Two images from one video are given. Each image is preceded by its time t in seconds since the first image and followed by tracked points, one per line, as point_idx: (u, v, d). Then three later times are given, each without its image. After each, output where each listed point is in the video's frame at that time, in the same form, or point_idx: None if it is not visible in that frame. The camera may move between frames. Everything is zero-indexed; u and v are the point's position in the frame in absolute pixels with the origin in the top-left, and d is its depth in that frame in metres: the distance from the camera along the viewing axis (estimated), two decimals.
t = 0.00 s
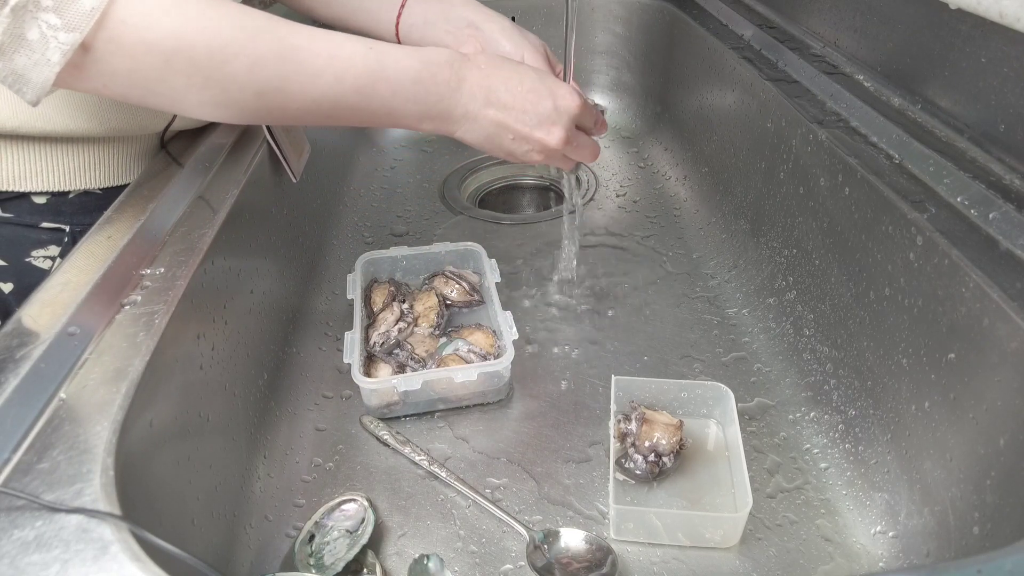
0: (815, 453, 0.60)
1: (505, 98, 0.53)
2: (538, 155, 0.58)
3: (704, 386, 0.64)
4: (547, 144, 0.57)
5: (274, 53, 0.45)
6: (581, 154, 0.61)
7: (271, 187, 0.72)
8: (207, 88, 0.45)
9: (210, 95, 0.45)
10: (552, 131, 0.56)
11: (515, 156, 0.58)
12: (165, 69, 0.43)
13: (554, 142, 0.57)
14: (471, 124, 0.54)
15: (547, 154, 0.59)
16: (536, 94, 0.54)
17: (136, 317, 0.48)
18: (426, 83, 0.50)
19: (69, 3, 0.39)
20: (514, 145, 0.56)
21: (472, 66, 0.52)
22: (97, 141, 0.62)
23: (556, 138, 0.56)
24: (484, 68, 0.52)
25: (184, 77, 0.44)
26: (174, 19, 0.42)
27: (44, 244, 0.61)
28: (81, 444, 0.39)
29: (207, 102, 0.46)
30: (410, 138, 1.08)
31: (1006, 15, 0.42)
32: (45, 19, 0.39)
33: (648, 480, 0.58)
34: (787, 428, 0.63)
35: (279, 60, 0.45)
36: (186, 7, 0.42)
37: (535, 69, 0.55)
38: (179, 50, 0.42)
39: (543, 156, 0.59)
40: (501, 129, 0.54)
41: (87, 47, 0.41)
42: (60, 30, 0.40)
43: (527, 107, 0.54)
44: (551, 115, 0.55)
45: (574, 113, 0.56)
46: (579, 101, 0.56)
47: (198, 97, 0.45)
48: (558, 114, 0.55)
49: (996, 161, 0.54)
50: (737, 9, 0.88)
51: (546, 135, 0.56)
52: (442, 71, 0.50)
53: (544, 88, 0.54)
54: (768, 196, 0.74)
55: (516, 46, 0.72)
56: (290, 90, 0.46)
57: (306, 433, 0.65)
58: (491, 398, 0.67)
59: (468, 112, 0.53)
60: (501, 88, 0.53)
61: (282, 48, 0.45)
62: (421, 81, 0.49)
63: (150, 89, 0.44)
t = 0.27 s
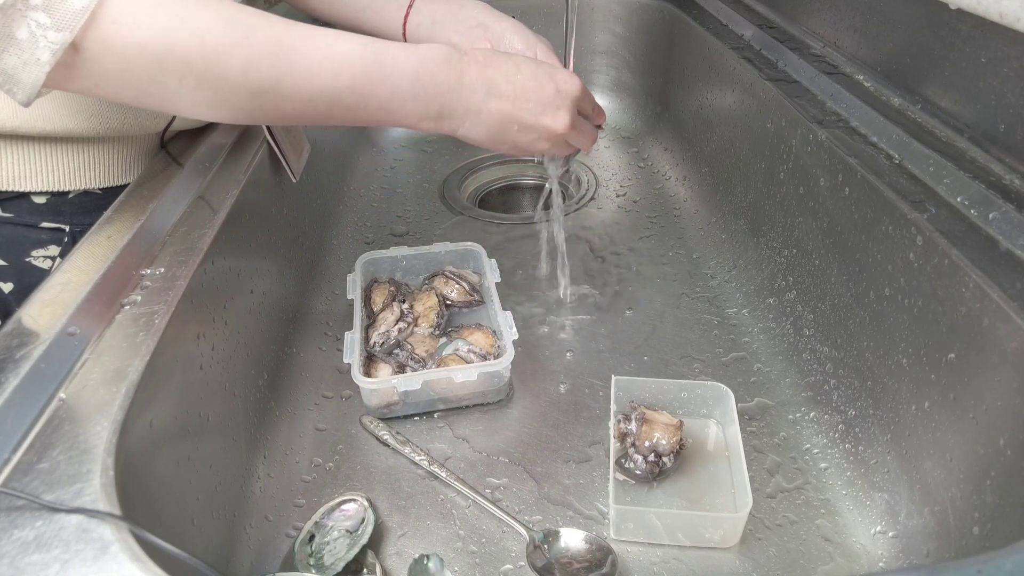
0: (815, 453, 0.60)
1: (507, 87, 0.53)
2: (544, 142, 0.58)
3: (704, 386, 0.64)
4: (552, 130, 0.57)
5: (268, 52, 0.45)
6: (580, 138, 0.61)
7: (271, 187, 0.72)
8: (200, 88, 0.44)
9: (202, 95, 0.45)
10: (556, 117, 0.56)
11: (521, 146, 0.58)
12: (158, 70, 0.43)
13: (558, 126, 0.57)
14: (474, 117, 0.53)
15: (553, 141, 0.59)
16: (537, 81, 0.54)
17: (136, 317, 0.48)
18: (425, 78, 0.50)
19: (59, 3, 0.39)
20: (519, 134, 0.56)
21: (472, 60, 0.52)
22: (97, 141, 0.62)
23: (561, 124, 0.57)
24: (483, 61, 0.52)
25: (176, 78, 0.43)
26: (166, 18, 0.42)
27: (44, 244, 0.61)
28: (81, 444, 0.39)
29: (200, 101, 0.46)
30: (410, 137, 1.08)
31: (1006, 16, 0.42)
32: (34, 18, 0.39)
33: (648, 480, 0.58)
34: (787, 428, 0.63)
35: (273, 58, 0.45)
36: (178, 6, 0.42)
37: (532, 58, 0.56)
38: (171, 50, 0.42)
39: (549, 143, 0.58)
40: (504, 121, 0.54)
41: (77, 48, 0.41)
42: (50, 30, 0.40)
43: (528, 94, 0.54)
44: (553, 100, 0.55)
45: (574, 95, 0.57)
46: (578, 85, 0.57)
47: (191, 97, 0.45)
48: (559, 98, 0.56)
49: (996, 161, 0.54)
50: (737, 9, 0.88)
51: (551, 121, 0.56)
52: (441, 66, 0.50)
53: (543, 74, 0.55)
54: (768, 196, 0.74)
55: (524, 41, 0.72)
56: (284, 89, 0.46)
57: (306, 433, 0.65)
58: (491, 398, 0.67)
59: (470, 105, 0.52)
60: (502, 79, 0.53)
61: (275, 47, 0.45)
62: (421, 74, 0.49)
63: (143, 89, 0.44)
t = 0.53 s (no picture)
0: (815, 453, 0.60)
1: (494, 78, 0.51)
2: (550, 123, 0.54)
3: (704, 386, 0.64)
4: (552, 104, 0.52)
5: (272, 49, 0.45)
6: (587, 115, 0.58)
7: (271, 187, 0.72)
8: (206, 86, 0.44)
9: (209, 92, 0.45)
10: (550, 91, 0.52)
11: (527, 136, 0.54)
12: (163, 67, 0.43)
13: (557, 100, 0.52)
14: (472, 113, 0.51)
15: (558, 118, 0.54)
16: (522, 65, 0.52)
17: (136, 317, 0.48)
18: (417, 78, 0.49)
19: (69, 2, 0.39)
20: (520, 120, 0.52)
21: (456, 65, 0.52)
22: (97, 142, 0.61)
23: (558, 97, 0.52)
24: (468, 64, 0.52)
25: (182, 75, 0.43)
26: (173, 14, 0.42)
27: (45, 244, 0.61)
28: (81, 444, 0.39)
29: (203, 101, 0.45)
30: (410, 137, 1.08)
31: (1006, 16, 0.42)
32: (43, 17, 0.39)
33: (648, 479, 0.58)
34: (787, 428, 0.63)
35: (277, 56, 0.45)
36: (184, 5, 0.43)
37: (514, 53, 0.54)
38: (178, 47, 0.42)
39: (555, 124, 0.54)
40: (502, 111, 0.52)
41: (85, 47, 0.41)
42: (58, 28, 0.40)
43: (517, 77, 0.51)
44: (544, 76, 0.52)
45: (563, 70, 0.53)
46: (564, 61, 0.54)
47: (196, 96, 0.45)
48: (549, 73, 0.52)
49: (995, 161, 0.54)
50: (737, 8, 0.88)
51: (549, 95, 0.52)
52: (430, 71, 0.50)
53: (527, 59, 0.52)
54: (768, 196, 0.74)
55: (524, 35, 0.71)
56: (289, 89, 0.46)
57: (306, 433, 0.65)
58: (491, 398, 0.67)
59: (465, 103, 0.51)
60: (488, 72, 0.51)
61: (279, 45, 0.45)
62: (412, 75, 0.49)
63: (148, 89, 0.44)
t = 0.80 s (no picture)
0: (815, 453, 0.60)
1: (498, 66, 0.52)
2: (562, 106, 0.55)
3: (704, 385, 0.64)
4: (561, 84, 0.54)
5: (280, 42, 0.45)
6: (592, 98, 0.59)
7: (271, 187, 0.72)
8: (215, 81, 0.44)
9: (218, 87, 0.44)
10: (556, 71, 0.53)
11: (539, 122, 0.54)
12: (172, 61, 0.42)
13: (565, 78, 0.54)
14: (484, 99, 0.51)
15: (569, 101, 0.56)
16: (526, 52, 0.53)
17: (136, 318, 0.48)
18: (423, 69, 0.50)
19: None
20: (532, 104, 0.53)
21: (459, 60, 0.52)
22: (96, 141, 0.61)
23: (565, 76, 0.54)
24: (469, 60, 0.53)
25: (191, 70, 0.43)
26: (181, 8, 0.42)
27: (46, 244, 0.61)
28: (81, 444, 0.39)
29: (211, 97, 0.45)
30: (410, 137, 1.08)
31: (1006, 16, 0.42)
32: (48, 13, 0.39)
33: (648, 480, 0.58)
34: (787, 428, 0.63)
35: (285, 49, 0.45)
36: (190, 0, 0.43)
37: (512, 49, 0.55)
38: (187, 39, 0.42)
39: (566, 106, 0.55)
40: (513, 96, 0.52)
41: (91, 43, 0.41)
42: (64, 24, 0.39)
43: (522, 63, 0.53)
44: (548, 60, 0.54)
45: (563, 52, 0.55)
46: (566, 45, 0.56)
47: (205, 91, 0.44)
48: (552, 56, 0.54)
49: (996, 161, 0.54)
50: (737, 8, 0.88)
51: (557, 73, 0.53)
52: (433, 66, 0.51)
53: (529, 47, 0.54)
54: (768, 196, 0.74)
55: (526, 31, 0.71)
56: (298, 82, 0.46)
57: (306, 433, 0.65)
58: (491, 398, 0.67)
59: (473, 90, 0.51)
60: (493, 63, 0.52)
61: (287, 39, 0.46)
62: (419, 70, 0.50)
63: (157, 85, 0.43)
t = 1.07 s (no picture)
0: (815, 453, 0.60)
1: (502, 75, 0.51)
2: (557, 124, 0.56)
3: (704, 386, 0.64)
4: (560, 107, 0.55)
5: (258, 50, 0.44)
6: (586, 116, 0.60)
7: (272, 187, 0.72)
8: (188, 92, 0.44)
9: (192, 97, 0.44)
10: (559, 93, 0.54)
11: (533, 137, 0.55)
12: (143, 70, 0.42)
13: (566, 103, 0.55)
14: (484, 109, 0.50)
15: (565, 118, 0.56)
16: (529, 63, 0.53)
17: (136, 318, 0.48)
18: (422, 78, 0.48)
19: (36, 7, 0.39)
20: (529, 122, 0.53)
21: (461, 61, 0.50)
22: (96, 141, 0.61)
23: (566, 99, 0.55)
24: (472, 61, 0.51)
25: (162, 80, 0.43)
26: (151, 17, 0.41)
27: (46, 244, 0.61)
28: (81, 444, 0.39)
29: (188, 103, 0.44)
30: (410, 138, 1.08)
31: (1006, 16, 0.42)
32: (11, 23, 0.39)
33: (648, 479, 0.58)
34: (787, 428, 0.63)
35: (264, 57, 0.44)
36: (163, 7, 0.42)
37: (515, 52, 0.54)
38: (155, 49, 0.42)
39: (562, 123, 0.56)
40: (513, 110, 0.52)
41: (56, 53, 0.40)
42: (27, 34, 0.39)
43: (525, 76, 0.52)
44: (551, 76, 0.54)
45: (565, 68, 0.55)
46: (566, 59, 0.56)
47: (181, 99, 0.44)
48: (555, 72, 0.54)
49: (996, 161, 0.54)
50: (737, 8, 0.88)
51: (558, 93, 0.54)
52: (434, 69, 0.49)
53: (534, 57, 0.54)
54: (767, 196, 0.74)
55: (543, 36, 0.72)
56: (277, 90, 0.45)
57: (306, 433, 0.65)
58: (491, 399, 0.67)
59: (473, 100, 0.50)
60: (494, 70, 0.51)
61: (267, 46, 0.44)
62: (414, 73, 0.48)
63: (128, 95, 0.43)
